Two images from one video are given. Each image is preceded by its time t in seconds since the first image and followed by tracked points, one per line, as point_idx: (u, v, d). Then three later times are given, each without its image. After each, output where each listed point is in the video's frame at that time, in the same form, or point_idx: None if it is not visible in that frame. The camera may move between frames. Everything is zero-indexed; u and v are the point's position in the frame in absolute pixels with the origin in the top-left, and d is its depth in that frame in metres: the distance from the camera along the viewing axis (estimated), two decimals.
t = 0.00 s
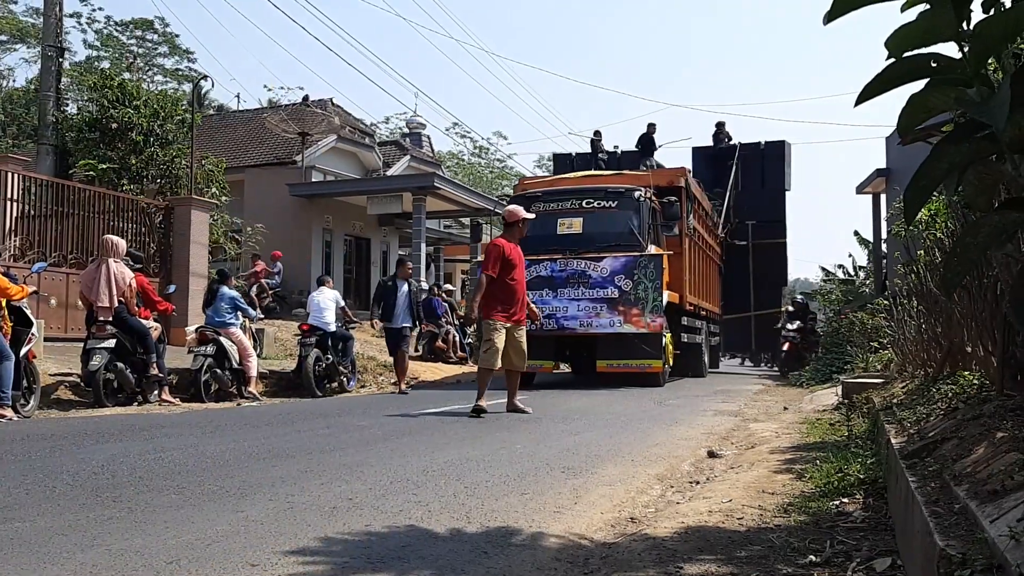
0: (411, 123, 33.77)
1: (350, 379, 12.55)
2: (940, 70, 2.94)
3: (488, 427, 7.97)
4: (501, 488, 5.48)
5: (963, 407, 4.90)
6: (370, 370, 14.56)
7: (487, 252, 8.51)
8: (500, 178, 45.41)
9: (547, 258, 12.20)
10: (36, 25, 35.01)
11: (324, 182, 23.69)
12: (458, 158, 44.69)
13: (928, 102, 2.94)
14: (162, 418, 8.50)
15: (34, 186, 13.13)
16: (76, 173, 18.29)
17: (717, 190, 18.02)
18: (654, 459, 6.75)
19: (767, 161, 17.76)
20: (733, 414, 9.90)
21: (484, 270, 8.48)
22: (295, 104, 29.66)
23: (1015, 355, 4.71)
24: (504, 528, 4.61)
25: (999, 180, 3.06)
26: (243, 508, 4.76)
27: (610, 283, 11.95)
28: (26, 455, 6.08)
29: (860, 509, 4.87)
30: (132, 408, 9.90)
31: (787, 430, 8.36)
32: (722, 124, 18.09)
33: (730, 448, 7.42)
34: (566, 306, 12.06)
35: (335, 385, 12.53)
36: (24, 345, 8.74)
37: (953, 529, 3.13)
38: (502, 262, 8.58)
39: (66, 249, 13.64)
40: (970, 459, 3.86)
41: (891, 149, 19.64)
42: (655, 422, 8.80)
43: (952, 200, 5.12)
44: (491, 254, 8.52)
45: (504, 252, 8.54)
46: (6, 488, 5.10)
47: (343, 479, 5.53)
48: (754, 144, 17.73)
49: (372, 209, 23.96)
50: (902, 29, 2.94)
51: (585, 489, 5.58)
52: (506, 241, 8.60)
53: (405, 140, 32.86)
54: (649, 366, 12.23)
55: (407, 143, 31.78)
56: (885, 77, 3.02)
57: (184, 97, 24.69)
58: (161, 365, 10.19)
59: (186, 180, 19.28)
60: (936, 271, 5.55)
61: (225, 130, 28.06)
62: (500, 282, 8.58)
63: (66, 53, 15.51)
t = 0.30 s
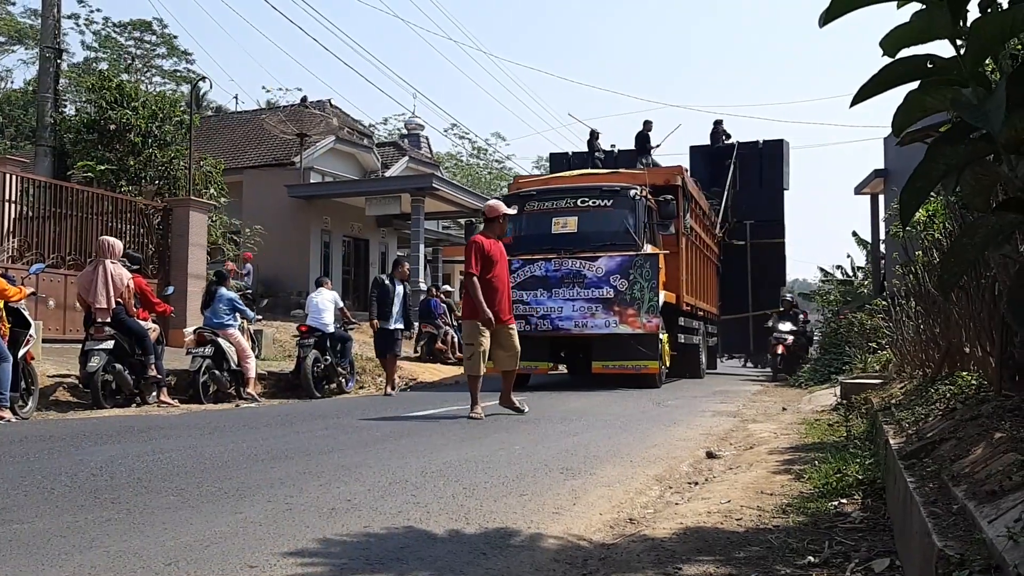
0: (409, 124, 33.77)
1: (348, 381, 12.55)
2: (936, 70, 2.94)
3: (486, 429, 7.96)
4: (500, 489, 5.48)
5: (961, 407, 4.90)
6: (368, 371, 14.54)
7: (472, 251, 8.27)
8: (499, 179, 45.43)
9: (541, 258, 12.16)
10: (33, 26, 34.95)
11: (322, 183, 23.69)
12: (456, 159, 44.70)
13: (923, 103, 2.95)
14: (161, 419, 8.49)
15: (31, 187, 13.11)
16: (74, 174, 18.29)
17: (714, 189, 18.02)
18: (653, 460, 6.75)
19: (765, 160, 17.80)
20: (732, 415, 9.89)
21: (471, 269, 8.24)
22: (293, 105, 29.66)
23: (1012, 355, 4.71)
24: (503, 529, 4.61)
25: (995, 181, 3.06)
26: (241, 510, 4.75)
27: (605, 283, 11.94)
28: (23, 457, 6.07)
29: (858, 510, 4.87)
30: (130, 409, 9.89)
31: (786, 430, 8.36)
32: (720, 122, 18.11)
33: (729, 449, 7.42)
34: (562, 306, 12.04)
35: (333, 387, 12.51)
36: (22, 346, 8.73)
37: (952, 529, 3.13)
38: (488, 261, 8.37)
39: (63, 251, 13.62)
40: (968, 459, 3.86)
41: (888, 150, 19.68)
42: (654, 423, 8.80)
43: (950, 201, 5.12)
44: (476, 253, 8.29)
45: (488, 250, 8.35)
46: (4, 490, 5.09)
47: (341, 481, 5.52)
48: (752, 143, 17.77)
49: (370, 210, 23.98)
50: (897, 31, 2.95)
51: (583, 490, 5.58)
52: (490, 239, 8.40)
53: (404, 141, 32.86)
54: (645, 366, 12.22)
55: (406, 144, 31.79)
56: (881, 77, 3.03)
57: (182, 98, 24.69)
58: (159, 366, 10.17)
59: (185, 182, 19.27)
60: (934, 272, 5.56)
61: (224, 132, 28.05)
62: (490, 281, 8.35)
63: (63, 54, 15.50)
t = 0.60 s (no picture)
0: (408, 125, 33.78)
1: (348, 382, 12.52)
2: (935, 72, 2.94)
3: (485, 430, 7.96)
4: (499, 491, 5.49)
5: (960, 408, 4.91)
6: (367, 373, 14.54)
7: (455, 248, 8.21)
8: (498, 181, 45.47)
9: (536, 258, 12.16)
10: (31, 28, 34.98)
11: (321, 184, 23.69)
12: (454, 160, 44.74)
13: (923, 104, 2.95)
14: (159, 421, 8.49)
15: (30, 189, 13.11)
16: (73, 176, 18.30)
17: (712, 189, 18.03)
18: (652, 461, 6.75)
19: (763, 159, 17.84)
20: (732, 416, 9.90)
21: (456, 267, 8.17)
22: (292, 107, 29.66)
23: (1011, 356, 4.72)
24: (502, 530, 4.61)
25: (994, 183, 3.04)
26: (240, 512, 4.76)
27: (601, 284, 11.93)
28: (22, 459, 6.07)
29: (857, 511, 4.88)
30: (129, 411, 9.89)
31: (785, 432, 8.37)
32: (717, 120, 18.10)
33: (728, 450, 7.42)
34: (557, 307, 12.04)
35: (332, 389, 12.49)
36: (21, 348, 8.73)
37: (950, 530, 3.14)
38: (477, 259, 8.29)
39: (62, 252, 13.61)
40: (967, 460, 3.87)
41: (886, 151, 19.71)
42: (654, 424, 8.81)
43: (948, 202, 5.13)
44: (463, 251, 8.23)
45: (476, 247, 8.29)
46: (3, 492, 5.09)
47: (341, 483, 5.52)
48: (750, 142, 17.80)
49: (369, 212, 24.01)
50: (897, 32, 2.94)
51: (582, 492, 5.58)
52: (477, 237, 8.33)
53: (402, 142, 32.88)
54: (641, 368, 12.21)
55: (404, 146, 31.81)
56: (880, 78, 3.03)
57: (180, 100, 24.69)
58: (158, 368, 10.16)
59: (183, 183, 19.27)
60: (932, 273, 5.57)
61: (222, 133, 28.05)
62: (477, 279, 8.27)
63: (62, 56, 15.49)
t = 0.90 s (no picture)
0: (407, 127, 33.79)
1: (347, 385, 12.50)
2: (932, 75, 2.94)
3: (484, 433, 7.96)
4: (498, 493, 5.48)
5: (959, 410, 4.91)
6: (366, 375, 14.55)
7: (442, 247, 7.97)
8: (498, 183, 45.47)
9: (531, 259, 12.17)
10: (30, 31, 35.02)
11: (320, 187, 23.69)
12: (454, 163, 44.78)
13: (921, 108, 2.95)
14: (159, 424, 8.49)
15: (30, 192, 13.11)
16: (73, 178, 18.32)
17: (711, 189, 18.05)
18: (652, 464, 6.75)
19: (761, 159, 17.86)
20: (731, 418, 9.91)
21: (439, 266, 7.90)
22: (291, 109, 29.67)
23: (1010, 358, 4.72)
24: (502, 533, 4.61)
25: (992, 185, 3.03)
26: (241, 515, 4.76)
27: (597, 284, 11.93)
28: (22, 462, 6.07)
29: (857, 513, 4.88)
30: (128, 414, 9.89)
31: (785, 434, 8.36)
32: (717, 119, 18.13)
33: (727, 452, 7.41)
34: (553, 308, 12.04)
35: (331, 392, 12.48)
36: (20, 351, 8.74)
37: (949, 532, 3.14)
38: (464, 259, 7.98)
39: (62, 255, 13.61)
40: (966, 462, 3.87)
41: (885, 153, 19.73)
42: (653, 427, 8.82)
43: (947, 204, 5.13)
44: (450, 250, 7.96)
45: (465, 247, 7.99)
46: (2, 495, 5.09)
47: (341, 485, 5.52)
48: (749, 141, 17.86)
49: (368, 214, 24.05)
50: (895, 35, 2.95)
51: (582, 495, 5.57)
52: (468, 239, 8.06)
53: (402, 145, 32.91)
54: (638, 371, 12.19)
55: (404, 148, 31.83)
56: (878, 81, 3.02)
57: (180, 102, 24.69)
58: (158, 371, 10.19)
59: (183, 186, 19.27)
60: (931, 274, 5.58)
61: (221, 135, 28.06)
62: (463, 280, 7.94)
63: (61, 58, 15.49)
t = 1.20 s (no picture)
0: (407, 129, 33.82)
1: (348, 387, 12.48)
2: (930, 77, 2.94)
3: (484, 434, 7.96)
4: (498, 495, 5.48)
5: (959, 411, 4.91)
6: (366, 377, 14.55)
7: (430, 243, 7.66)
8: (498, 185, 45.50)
9: (527, 259, 12.17)
10: (29, 34, 35.07)
11: (320, 189, 23.70)
12: (454, 165, 44.84)
13: (919, 109, 2.95)
14: (159, 426, 8.50)
15: (29, 195, 13.12)
16: (73, 181, 18.34)
17: (709, 189, 18.06)
18: (652, 465, 6.74)
19: (760, 158, 17.85)
20: (731, 419, 9.91)
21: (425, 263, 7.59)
22: (291, 112, 29.70)
23: (1010, 358, 4.72)
24: (502, 535, 4.61)
25: (991, 186, 3.03)
26: (242, 517, 4.76)
27: (594, 285, 11.90)
28: (22, 465, 6.07)
29: (857, 514, 4.87)
30: (128, 417, 9.89)
31: (785, 435, 8.36)
32: (717, 117, 18.12)
33: (728, 454, 7.41)
34: (548, 309, 12.02)
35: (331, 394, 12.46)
36: (21, 354, 8.74)
37: (950, 533, 3.14)
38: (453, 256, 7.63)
39: (62, 258, 13.62)
40: (966, 463, 3.87)
41: (885, 154, 19.75)
42: (654, 428, 8.82)
43: (946, 204, 5.14)
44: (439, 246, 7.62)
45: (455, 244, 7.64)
46: (3, 497, 5.10)
47: (341, 488, 5.52)
48: (748, 141, 17.88)
49: (369, 216, 24.06)
50: (893, 36, 2.95)
51: (582, 496, 5.58)
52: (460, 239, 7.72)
53: (402, 147, 32.93)
54: (636, 372, 12.08)
55: (404, 151, 31.86)
56: (876, 82, 3.03)
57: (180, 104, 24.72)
58: (158, 374, 10.20)
59: (183, 188, 19.28)
60: (931, 275, 5.59)
61: (221, 138, 28.08)
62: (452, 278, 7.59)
63: (61, 61, 15.51)
